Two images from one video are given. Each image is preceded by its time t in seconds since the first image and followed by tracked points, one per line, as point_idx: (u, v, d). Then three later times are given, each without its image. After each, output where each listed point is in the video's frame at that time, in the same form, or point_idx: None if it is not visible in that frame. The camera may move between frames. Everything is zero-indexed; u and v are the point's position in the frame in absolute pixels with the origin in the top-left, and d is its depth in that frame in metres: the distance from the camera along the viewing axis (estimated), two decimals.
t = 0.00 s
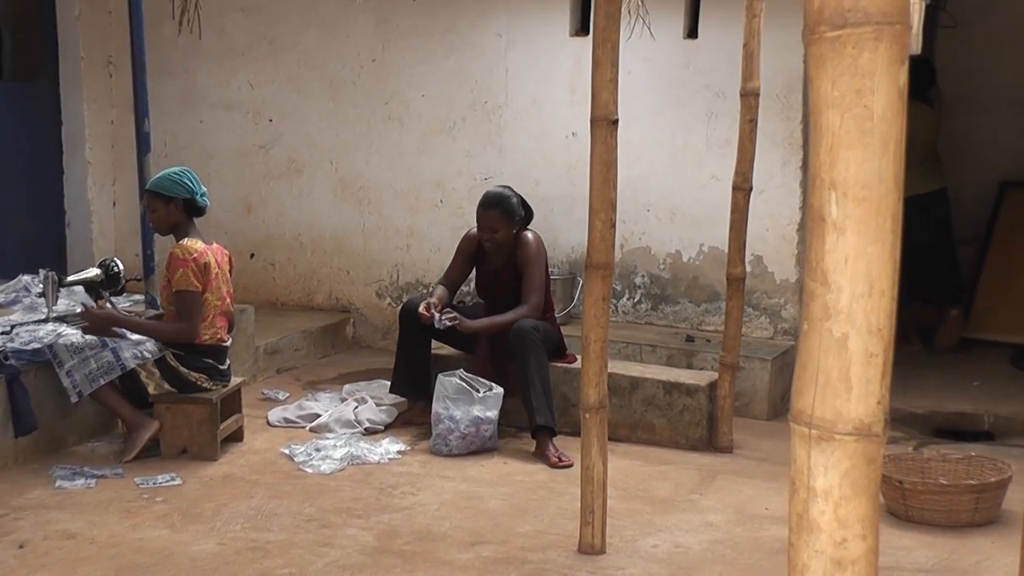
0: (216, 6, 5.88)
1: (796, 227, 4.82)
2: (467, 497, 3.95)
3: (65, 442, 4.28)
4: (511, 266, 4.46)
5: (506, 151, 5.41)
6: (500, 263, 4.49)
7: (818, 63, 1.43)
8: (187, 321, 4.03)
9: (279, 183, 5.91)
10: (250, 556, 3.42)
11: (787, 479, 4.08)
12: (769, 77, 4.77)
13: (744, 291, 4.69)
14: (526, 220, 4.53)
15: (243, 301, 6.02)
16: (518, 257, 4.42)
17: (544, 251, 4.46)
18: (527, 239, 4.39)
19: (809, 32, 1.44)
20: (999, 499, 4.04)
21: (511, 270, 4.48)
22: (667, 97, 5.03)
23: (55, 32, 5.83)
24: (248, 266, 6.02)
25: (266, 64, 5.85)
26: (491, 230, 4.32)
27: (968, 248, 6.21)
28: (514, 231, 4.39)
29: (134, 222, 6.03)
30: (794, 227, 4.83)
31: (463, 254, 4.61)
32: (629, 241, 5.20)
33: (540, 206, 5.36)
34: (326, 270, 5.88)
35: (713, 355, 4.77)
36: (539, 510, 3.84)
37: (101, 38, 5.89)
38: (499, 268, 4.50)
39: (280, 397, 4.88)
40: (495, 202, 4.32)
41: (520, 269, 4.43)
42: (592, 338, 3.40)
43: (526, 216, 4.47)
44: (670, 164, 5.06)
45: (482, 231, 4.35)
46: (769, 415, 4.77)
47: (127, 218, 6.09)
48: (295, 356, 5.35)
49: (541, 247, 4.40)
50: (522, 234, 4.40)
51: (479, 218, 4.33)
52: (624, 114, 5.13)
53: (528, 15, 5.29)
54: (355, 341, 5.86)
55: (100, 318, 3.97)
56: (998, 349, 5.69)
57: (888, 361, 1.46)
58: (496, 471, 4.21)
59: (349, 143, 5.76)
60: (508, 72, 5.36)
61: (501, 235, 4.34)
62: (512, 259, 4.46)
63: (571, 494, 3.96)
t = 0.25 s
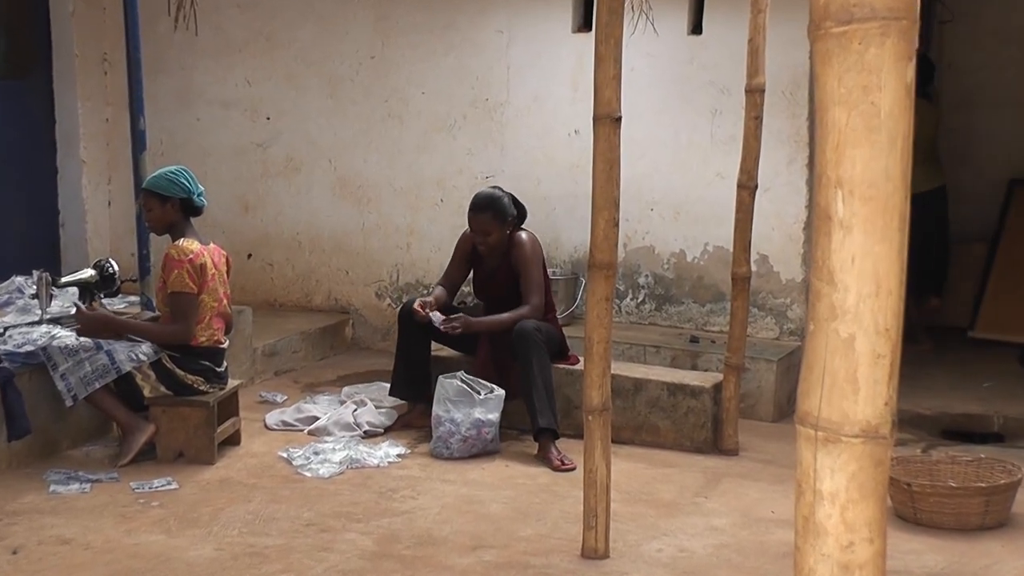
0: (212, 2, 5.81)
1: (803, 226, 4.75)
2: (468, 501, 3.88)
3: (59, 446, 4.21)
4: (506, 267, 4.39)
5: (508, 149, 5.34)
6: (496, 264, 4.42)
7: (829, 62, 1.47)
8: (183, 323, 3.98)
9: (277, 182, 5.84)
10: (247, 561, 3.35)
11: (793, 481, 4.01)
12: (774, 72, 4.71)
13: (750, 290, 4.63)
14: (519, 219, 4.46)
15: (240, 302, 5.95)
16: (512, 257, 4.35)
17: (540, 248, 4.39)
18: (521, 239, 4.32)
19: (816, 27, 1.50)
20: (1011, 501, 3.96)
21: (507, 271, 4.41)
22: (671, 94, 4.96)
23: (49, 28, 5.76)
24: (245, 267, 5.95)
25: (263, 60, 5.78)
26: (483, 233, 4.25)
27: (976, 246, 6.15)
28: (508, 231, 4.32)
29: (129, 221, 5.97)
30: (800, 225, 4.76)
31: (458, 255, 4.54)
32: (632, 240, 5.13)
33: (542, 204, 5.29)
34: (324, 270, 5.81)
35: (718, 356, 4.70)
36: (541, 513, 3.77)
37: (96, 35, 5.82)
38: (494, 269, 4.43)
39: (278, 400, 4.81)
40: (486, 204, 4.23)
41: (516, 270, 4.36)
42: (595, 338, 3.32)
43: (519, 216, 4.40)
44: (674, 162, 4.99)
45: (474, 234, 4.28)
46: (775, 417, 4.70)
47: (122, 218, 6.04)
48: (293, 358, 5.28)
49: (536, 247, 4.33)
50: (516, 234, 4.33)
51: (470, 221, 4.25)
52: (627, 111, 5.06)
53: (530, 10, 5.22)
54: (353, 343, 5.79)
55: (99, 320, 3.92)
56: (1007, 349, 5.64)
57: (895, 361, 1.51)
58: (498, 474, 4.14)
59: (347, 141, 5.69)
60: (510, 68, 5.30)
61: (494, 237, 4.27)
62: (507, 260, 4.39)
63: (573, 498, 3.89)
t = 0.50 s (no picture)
0: None
1: (806, 222, 4.68)
2: (465, 502, 3.81)
3: (48, 447, 4.14)
4: (506, 264, 4.31)
5: (505, 144, 5.27)
6: (495, 261, 4.34)
7: (831, 57, 1.43)
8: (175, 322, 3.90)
9: (270, 178, 5.77)
10: (240, 564, 3.28)
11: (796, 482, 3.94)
12: (776, 66, 4.64)
13: (751, 288, 4.56)
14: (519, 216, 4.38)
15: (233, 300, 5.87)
16: (512, 254, 4.27)
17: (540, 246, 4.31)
18: (521, 236, 4.24)
19: (818, 21, 1.44)
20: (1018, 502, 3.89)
21: (506, 268, 4.33)
22: (670, 88, 4.88)
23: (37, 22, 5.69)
24: (238, 265, 5.88)
25: (257, 55, 5.71)
26: (483, 229, 4.17)
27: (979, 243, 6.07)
28: (507, 228, 4.24)
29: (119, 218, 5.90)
30: (802, 222, 4.69)
31: (457, 252, 4.46)
32: (632, 238, 5.06)
33: (540, 201, 5.22)
34: (319, 268, 5.74)
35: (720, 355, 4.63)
36: (540, 515, 3.70)
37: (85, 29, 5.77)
38: (493, 266, 4.35)
39: (272, 400, 4.74)
40: (486, 199, 4.16)
41: (516, 267, 4.28)
42: (594, 337, 3.25)
43: (519, 213, 4.32)
44: (674, 158, 4.92)
45: (474, 230, 4.20)
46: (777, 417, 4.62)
47: (112, 215, 5.98)
48: (287, 358, 5.21)
49: (537, 244, 4.25)
50: (516, 231, 4.25)
51: (470, 217, 4.17)
52: (626, 106, 4.99)
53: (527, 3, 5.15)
54: (348, 342, 5.72)
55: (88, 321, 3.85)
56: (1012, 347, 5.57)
57: (899, 361, 1.47)
58: (496, 475, 4.07)
59: (342, 137, 5.62)
60: (506, 62, 5.22)
61: (494, 233, 4.19)
62: (507, 257, 4.31)
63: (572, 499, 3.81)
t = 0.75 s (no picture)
0: None
1: (805, 218, 4.64)
2: (463, 501, 3.78)
3: (42, 446, 4.11)
4: (505, 262, 4.27)
5: (502, 140, 5.24)
6: (494, 258, 4.30)
7: (831, 52, 1.39)
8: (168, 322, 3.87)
9: (266, 175, 5.74)
10: (235, 564, 3.25)
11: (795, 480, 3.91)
12: (776, 61, 4.60)
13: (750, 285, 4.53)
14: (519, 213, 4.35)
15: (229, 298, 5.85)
16: (512, 251, 4.23)
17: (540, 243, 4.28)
18: (521, 232, 4.21)
19: (817, 15, 1.41)
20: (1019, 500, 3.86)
21: (506, 265, 4.29)
22: (669, 83, 4.85)
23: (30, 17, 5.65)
24: (234, 262, 5.85)
25: (252, 51, 5.67)
26: (484, 225, 4.13)
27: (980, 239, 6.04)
28: (508, 224, 4.20)
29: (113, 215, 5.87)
30: (802, 218, 4.66)
31: (456, 250, 4.42)
32: (630, 234, 5.03)
33: (537, 197, 5.19)
34: (316, 266, 5.71)
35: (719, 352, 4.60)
36: (538, 514, 3.67)
37: (77, 25, 5.73)
38: (492, 263, 4.31)
39: (268, 398, 4.71)
40: (487, 195, 4.12)
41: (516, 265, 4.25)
42: (592, 334, 3.22)
43: (520, 210, 4.29)
44: (672, 153, 4.89)
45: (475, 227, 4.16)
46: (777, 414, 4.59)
47: (106, 211, 5.95)
48: (283, 356, 5.19)
49: (537, 241, 4.22)
50: (516, 227, 4.22)
51: (471, 213, 4.14)
52: (624, 101, 4.95)
53: None
54: (345, 339, 5.69)
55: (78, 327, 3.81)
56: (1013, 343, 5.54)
57: (900, 357, 1.44)
58: (494, 474, 4.04)
59: (338, 132, 5.59)
60: (504, 57, 5.19)
61: (495, 229, 4.15)
62: (507, 254, 4.27)
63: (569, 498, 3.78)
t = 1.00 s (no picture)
0: None
1: (806, 217, 4.64)
2: (464, 500, 3.78)
3: (42, 446, 4.11)
4: (505, 262, 4.27)
5: (502, 140, 5.24)
6: (495, 258, 4.30)
7: (830, 52, 1.40)
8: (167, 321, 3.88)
9: (267, 175, 5.74)
10: (236, 563, 3.24)
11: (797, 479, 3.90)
12: (776, 61, 4.60)
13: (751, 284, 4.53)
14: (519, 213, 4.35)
15: (229, 298, 5.85)
16: (513, 251, 4.23)
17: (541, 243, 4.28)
18: (522, 233, 4.20)
19: (818, 15, 1.41)
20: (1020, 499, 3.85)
21: (506, 265, 4.29)
22: (669, 83, 4.85)
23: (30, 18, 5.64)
24: (234, 262, 5.85)
25: (253, 51, 5.68)
26: (485, 225, 4.12)
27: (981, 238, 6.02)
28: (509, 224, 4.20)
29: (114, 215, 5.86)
30: (802, 217, 4.66)
31: (457, 250, 4.42)
32: (631, 234, 5.03)
33: (538, 196, 5.19)
34: (317, 266, 5.71)
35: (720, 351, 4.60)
36: (539, 513, 3.67)
37: (77, 25, 5.72)
38: (493, 263, 4.31)
39: (269, 398, 4.71)
40: (488, 195, 4.11)
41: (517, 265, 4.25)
42: (593, 333, 3.22)
43: (521, 210, 4.29)
44: (673, 152, 4.89)
45: (476, 227, 4.15)
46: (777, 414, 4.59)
47: (107, 211, 5.95)
48: (284, 355, 5.19)
49: (538, 240, 4.22)
50: (518, 228, 4.21)
51: (472, 213, 4.13)
52: (624, 100, 4.96)
53: None
54: (345, 339, 5.69)
55: (81, 330, 3.83)
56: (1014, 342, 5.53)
57: (901, 356, 1.44)
58: (495, 473, 4.04)
59: (338, 132, 5.59)
60: (504, 57, 5.19)
61: (496, 229, 4.14)
62: (508, 254, 4.27)
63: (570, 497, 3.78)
